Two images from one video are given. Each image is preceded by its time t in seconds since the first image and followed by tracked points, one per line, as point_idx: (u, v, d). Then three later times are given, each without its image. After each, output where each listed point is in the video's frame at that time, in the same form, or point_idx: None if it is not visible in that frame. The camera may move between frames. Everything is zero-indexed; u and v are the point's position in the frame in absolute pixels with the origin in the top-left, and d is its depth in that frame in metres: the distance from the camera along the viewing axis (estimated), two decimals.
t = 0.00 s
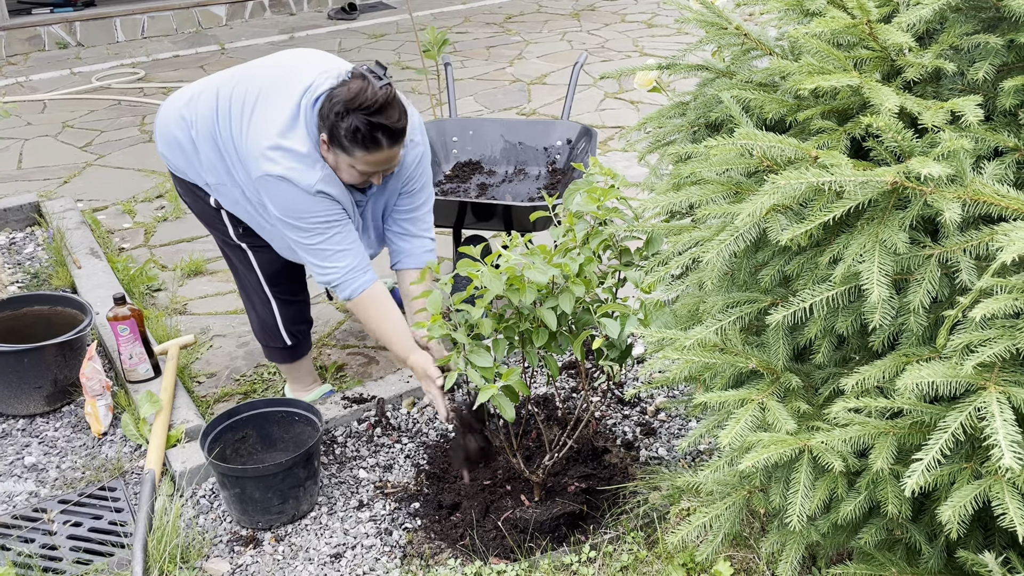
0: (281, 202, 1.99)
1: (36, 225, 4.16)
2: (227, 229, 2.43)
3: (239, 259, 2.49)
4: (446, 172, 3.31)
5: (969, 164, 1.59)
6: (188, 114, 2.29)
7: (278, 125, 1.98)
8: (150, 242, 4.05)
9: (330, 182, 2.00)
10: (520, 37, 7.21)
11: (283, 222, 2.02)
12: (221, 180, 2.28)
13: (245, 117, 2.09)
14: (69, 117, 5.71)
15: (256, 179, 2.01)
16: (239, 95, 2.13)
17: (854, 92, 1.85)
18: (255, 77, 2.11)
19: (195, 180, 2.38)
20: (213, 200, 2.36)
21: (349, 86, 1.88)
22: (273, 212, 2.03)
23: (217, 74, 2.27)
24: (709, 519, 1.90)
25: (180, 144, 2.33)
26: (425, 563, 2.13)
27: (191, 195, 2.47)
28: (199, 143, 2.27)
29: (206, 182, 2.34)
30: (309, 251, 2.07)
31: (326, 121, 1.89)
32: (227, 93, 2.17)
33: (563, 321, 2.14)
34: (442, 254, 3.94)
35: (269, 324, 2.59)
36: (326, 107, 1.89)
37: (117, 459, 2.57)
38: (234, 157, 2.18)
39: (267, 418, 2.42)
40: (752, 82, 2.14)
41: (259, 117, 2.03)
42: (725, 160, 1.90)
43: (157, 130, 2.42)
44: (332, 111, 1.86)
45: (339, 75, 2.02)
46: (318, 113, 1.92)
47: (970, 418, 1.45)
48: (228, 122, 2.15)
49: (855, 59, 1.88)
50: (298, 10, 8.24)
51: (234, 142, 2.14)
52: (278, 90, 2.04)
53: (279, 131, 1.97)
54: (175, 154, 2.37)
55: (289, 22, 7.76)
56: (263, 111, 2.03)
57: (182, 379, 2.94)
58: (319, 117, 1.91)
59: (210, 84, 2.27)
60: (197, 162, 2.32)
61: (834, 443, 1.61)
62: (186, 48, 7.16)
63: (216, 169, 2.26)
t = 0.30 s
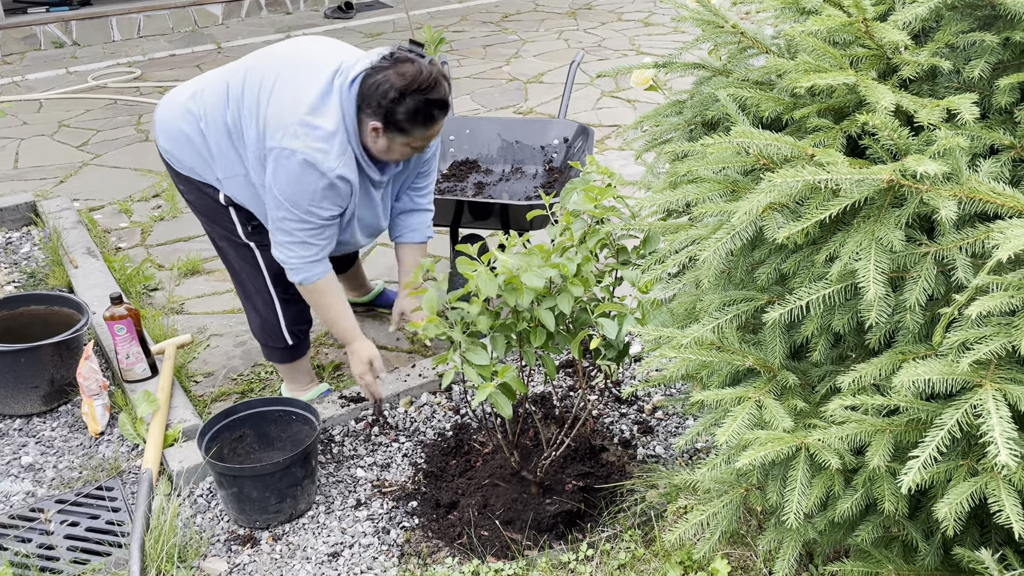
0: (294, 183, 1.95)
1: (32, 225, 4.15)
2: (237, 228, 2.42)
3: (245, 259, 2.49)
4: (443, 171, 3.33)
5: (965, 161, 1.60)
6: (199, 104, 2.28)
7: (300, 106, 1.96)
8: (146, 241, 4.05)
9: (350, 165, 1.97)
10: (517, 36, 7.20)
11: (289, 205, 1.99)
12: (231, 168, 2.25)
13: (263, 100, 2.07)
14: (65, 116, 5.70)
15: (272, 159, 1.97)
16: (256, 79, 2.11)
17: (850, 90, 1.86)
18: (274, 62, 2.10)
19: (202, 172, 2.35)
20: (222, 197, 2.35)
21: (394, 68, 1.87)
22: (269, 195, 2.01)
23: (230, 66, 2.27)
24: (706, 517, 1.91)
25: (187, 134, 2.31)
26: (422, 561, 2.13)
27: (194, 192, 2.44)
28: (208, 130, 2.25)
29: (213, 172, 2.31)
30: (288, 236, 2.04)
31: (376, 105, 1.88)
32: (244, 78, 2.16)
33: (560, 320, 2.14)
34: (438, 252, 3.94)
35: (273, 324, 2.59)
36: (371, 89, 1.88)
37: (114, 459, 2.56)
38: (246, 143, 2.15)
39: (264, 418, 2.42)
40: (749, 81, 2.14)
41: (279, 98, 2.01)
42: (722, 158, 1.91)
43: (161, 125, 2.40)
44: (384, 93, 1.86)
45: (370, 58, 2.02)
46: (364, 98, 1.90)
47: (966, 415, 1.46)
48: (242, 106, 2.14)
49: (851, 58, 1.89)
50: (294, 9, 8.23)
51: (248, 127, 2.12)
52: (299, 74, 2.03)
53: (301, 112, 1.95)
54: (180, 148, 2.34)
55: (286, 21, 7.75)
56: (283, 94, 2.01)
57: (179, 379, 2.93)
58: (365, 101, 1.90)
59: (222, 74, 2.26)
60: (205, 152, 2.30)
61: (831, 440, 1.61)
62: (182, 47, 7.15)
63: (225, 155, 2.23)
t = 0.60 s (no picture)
0: (344, 134, 2.08)
1: (28, 225, 4.14)
2: (261, 210, 2.43)
3: (264, 243, 2.50)
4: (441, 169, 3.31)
5: (962, 159, 1.60)
6: (216, 83, 2.30)
7: (341, 64, 2.07)
8: (142, 241, 4.04)
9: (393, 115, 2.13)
10: (514, 35, 7.20)
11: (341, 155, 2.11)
12: (261, 143, 2.29)
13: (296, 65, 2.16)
14: (61, 116, 5.68)
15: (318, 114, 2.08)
16: (283, 49, 2.18)
17: (847, 89, 1.86)
18: (297, 29, 2.18)
19: (224, 156, 2.35)
20: (250, 178, 2.36)
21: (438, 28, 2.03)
22: (309, 150, 2.10)
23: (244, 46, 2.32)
24: (704, 515, 1.91)
25: (205, 115, 2.32)
26: (420, 560, 2.13)
27: (213, 177, 2.40)
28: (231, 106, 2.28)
29: (238, 152, 2.33)
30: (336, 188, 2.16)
31: (430, 65, 2.06)
32: (265, 48, 2.23)
33: (557, 319, 2.14)
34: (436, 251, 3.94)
35: (283, 311, 2.60)
36: (419, 49, 2.04)
37: (111, 459, 2.56)
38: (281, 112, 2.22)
39: (262, 417, 2.42)
40: (746, 79, 2.15)
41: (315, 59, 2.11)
42: (719, 157, 1.89)
43: (173, 114, 2.38)
44: (438, 54, 2.03)
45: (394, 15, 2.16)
46: (414, 60, 2.06)
47: (963, 413, 1.46)
48: (270, 74, 2.21)
49: (848, 56, 1.89)
50: (291, 8, 8.21)
51: (283, 94, 2.20)
52: (330, 35, 2.13)
53: (343, 69, 2.06)
54: (200, 134, 2.34)
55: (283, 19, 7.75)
56: (319, 55, 2.12)
57: (176, 378, 2.93)
58: (416, 63, 2.06)
59: (239, 54, 2.30)
60: (230, 133, 2.31)
61: (828, 438, 1.61)
62: (178, 47, 7.13)
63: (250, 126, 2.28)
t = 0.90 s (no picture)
0: (413, 87, 2.31)
1: (24, 225, 4.14)
2: (286, 192, 2.53)
3: (282, 227, 2.57)
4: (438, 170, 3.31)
5: (958, 158, 1.60)
6: (250, 70, 2.42)
7: (384, 24, 2.27)
8: (139, 240, 4.04)
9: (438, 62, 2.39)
10: (511, 34, 7.20)
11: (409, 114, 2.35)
12: (305, 119, 2.44)
13: (334, 36, 2.32)
14: (57, 116, 5.67)
15: (381, 79, 2.29)
16: (315, 24, 2.34)
17: (844, 87, 1.86)
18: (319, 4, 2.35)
19: (261, 138, 2.45)
20: (284, 161, 2.49)
21: None
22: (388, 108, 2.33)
23: (268, 29, 2.45)
24: (701, 514, 1.91)
25: (245, 102, 2.42)
26: (418, 559, 2.14)
27: (245, 159, 2.48)
28: (275, 88, 2.41)
29: (279, 132, 2.45)
30: (404, 146, 2.39)
31: (451, 11, 2.35)
32: (293, 28, 2.38)
33: (554, 318, 2.14)
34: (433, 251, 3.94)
35: (290, 297, 2.63)
36: None
37: (108, 459, 2.56)
38: (327, 82, 2.39)
39: (258, 416, 2.42)
40: (742, 78, 2.15)
41: (355, 27, 2.29)
42: (716, 155, 1.86)
43: (203, 104, 2.47)
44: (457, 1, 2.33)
45: None
46: (434, 11, 2.34)
47: (960, 411, 1.46)
48: (309, 50, 2.36)
49: (845, 55, 1.89)
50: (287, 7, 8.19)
51: (326, 65, 2.37)
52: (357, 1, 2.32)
53: (387, 29, 2.26)
54: (237, 119, 2.44)
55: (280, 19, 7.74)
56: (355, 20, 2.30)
57: (173, 378, 2.93)
58: (438, 13, 2.34)
59: (265, 38, 2.44)
60: (270, 113, 2.43)
61: (825, 436, 1.61)
62: (174, 46, 7.12)
63: (298, 103, 2.43)
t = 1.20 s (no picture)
0: (455, 90, 2.49)
1: (21, 225, 4.13)
2: (299, 177, 2.58)
3: (292, 211, 2.60)
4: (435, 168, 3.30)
5: (955, 158, 1.60)
6: (287, 60, 2.47)
7: (427, 29, 2.42)
8: (136, 241, 4.03)
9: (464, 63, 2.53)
10: (509, 34, 7.20)
11: (448, 114, 2.53)
12: (337, 108, 2.52)
13: (377, 33, 2.43)
14: (54, 115, 5.66)
15: (426, 82, 2.46)
16: (358, 20, 2.44)
17: (840, 87, 1.86)
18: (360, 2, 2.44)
19: (291, 124, 2.51)
20: (303, 148, 2.55)
21: None
22: (433, 108, 2.51)
23: (299, 18, 2.50)
24: (698, 513, 1.90)
25: (282, 90, 2.47)
26: (415, 560, 2.14)
27: (263, 142, 2.51)
28: (314, 80, 2.48)
29: (310, 120, 2.52)
30: (443, 143, 2.58)
31: (465, 10, 2.49)
32: (334, 23, 2.45)
33: (552, 318, 2.14)
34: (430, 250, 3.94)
35: (290, 279, 2.64)
36: None
37: (105, 459, 2.56)
38: (369, 79, 2.50)
39: (256, 416, 2.41)
40: (739, 78, 2.15)
41: (400, 28, 2.41)
42: (714, 154, 1.87)
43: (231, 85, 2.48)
44: None
45: None
46: (450, 10, 2.48)
47: (957, 410, 1.46)
48: (352, 46, 2.46)
49: (842, 54, 1.89)
50: (285, 7, 8.18)
51: (369, 63, 2.48)
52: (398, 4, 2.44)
53: (432, 35, 2.42)
54: (269, 104, 2.47)
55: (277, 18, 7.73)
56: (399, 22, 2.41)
57: (170, 378, 2.92)
58: (453, 11, 2.48)
59: (297, 26, 2.48)
60: (304, 101, 2.49)
61: (822, 435, 1.61)
62: (172, 46, 7.12)
63: (336, 96, 2.51)
